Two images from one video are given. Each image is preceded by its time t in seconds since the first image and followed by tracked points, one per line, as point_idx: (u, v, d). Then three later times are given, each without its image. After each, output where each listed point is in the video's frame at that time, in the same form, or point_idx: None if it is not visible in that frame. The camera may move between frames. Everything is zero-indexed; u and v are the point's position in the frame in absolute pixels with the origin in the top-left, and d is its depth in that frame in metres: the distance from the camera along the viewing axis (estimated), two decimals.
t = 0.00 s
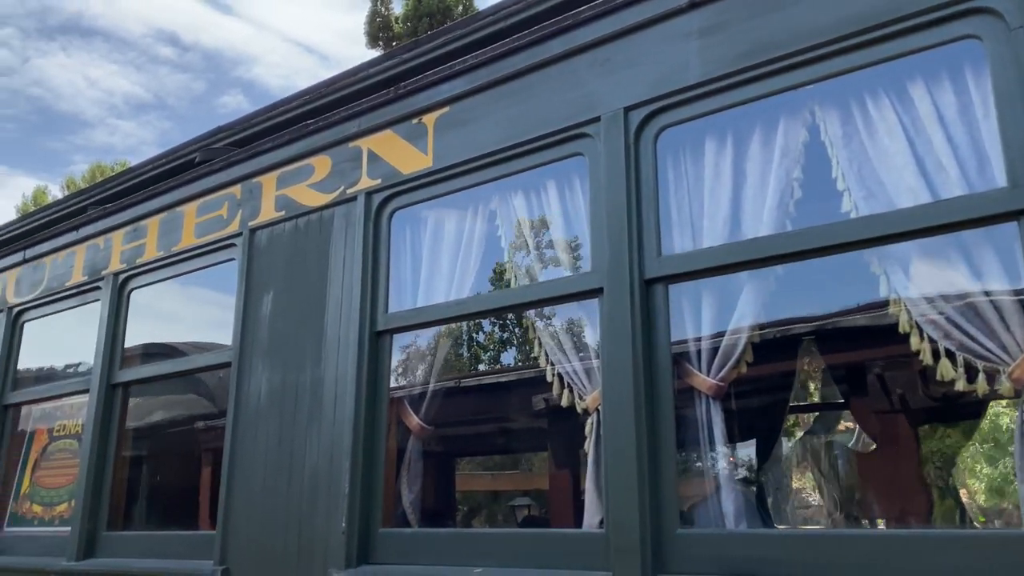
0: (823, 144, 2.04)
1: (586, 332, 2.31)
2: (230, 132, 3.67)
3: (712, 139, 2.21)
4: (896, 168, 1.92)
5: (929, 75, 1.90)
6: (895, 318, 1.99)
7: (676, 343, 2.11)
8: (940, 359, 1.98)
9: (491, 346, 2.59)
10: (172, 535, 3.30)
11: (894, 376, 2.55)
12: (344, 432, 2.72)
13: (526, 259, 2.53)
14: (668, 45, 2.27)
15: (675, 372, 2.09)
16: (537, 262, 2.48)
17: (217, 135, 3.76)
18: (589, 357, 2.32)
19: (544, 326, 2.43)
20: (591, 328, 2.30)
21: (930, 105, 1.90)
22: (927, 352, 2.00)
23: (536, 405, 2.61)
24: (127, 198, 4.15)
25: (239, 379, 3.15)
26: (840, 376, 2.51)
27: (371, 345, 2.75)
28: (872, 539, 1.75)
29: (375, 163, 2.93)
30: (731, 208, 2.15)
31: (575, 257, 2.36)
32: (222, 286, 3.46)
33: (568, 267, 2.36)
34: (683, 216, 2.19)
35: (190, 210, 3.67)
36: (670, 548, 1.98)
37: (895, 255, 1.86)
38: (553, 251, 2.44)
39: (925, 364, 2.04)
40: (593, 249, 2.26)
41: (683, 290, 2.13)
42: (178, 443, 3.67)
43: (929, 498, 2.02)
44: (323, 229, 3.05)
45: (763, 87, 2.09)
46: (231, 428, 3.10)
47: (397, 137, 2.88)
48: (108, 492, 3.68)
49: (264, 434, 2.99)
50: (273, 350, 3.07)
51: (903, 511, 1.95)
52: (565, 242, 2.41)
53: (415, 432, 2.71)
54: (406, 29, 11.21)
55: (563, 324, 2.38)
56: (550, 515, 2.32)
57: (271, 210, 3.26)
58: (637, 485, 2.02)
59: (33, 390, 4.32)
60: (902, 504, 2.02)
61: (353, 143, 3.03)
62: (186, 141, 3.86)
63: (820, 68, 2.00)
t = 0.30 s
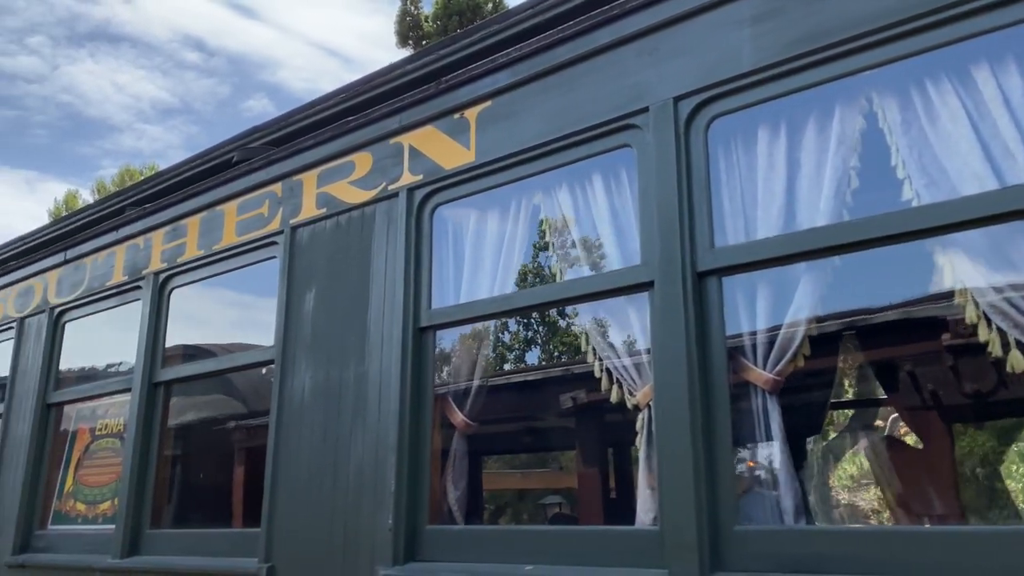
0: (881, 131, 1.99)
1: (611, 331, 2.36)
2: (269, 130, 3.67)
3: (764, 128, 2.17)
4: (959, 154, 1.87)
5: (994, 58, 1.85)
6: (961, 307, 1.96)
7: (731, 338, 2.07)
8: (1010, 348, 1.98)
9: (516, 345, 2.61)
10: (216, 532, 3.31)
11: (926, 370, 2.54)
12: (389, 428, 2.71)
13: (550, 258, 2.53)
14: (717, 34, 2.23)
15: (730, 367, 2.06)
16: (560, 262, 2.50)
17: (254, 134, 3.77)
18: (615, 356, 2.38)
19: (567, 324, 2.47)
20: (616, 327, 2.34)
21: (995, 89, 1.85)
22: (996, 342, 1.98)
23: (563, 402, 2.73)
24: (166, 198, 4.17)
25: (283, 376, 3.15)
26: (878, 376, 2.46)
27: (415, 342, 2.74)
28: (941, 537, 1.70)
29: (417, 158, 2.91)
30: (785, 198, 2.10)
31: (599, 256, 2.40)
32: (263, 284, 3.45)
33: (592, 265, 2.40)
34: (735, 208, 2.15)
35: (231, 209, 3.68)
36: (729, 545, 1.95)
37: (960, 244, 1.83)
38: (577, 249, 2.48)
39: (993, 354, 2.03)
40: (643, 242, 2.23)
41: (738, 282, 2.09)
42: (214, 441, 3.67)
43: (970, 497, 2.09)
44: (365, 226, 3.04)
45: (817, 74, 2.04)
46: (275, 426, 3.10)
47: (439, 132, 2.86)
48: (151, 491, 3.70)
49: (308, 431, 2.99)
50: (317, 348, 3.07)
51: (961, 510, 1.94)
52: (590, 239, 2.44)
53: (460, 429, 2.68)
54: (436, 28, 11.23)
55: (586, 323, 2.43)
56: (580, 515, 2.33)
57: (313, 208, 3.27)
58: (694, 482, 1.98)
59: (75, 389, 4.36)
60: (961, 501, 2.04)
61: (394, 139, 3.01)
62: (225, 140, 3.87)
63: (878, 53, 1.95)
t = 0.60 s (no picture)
0: (942, 117, 1.93)
1: (637, 331, 2.37)
2: (306, 127, 3.66)
3: (818, 115, 2.11)
4: None
5: None
6: None
7: (786, 331, 2.02)
8: None
9: (543, 345, 2.57)
10: (259, 531, 3.31)
11: (960, 366, 2.26)
12: (432, 425, 2.69)
13: (575, 258, 2.53)
14: (767, 20, 2.18)
15: (786, 361, 2.01)
16: (586, 261, 2.49)
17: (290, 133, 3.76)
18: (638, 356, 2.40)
19: (593, 323, 2.45)
20: (642, 327, 2.35)
21: None
22: None
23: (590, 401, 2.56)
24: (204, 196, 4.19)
25: (324, 373, 3.14)
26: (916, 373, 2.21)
27: (457, 338, 2.71)
28: (1008, 537, 1.65)
29: (456, 153, 2.88)
30: (841, 187, 2.05)
31: (626, 253, 2.40)
32: (304, 282, 3.44)
33: (618, 263, 2.40)
34: (788, 197, 2.10)
35: (269, 207, 3.68)
36: (787, 542, 1.90)
37: None
38: (602, 249, 2.48)
39: None
40: (693, 234, 2.18)
41: (793, 273, 2.03)
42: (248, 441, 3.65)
43: None
44: (404, 221, 3.02)
45: (873, 59, 1.99)
46: (317, 423, 3.09)
47: (479, 125, 2.83)
48: (192, 489, 3.70)
49: (350, 429, 2.98)
50: (357, 344, 3.06)
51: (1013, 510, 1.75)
52: (618, 238, 2.45)
53: (503, 425, 2.62)
54: (466, 25, 11.22)
55: (610, 322, 2.41)
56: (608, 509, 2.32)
57: (352, 205, 3.26)
58: (750, 478, 1.94)
59: (115, 389, 4.39)
60: None
61: (433, 134, 2.99)
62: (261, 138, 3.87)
63: (938, 36, 1.90)
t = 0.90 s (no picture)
0: (1005, 99, 1.87)
1: (663, 329, 2.34)
2: (342, 125, 3.65)
3: (872, 101, 2.05)
4: None
5: None
6: None
7: (842, 324, 1.96)
8: None
9: (569, 346, 2.54)
10: (300, 529, 3.30)
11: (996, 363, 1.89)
12: (473, 421, 2.66)
13: (601, 259, 2.52)
14: (818, 4, 2.13)
15: (842, 355, 1.95)
16: (612, 261, 2.48)
17: (324, 130, 3.75)
18: (663, 353, 2.38)
19: (619, 323, 2.42)
20: (668, 326, 2.33)
21: None
22: None
23: (617, 400, 2.47)
24: (240, 195, 4.19)
25: (363, 370, 3.12)
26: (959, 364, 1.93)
27: (499, 333, 2.67)
28: None
29: (495, 146, 2.84)
30: (897, 174, 1.99)
31: (652, 253, 2.40)
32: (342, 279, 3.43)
33: (644, 263, 2.39)
34: (842, 185, 2.04)
35: (306, 204, 3.67)
36: (847, 538, 1.84)
37: None
38: (627, 248, 2.47)
39: None
40: (745, 224, 2.14)
41: (848, 264, 1.98)
42: (278, 439, 3.62)
43: None
44: (443, 216, 2.99)
45: (930, 41, 1.93)
46: (358, 420, 3.07)
47: (519, 117, 2.79)
48: (231, 487, 3.70)
49: (391, 425, 2.95)
50: (397, 340, 3.03)
51: None
52: (644, 237, 2.44)
53: (546, 422, 2.58)
54: (496, 22, 11.19)
55: (637, 321, 2.39)
56: (636, 504, 2.32)
57: (389, 201, 3.23)
58: (807, 473, 1.88)
59: (153, 387, 4.40)
60: None
61: (471, 127, 2.95)
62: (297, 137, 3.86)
63: (999, 16, 1.84)
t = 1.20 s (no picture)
0: None
1: (690, 328, 2.36)
2: (374, 121, 3.62)
3: (926, 86, 2.00)
4: None
5: None
6: None
7: (897, 316, 1.90)
8: None
9: (594, 346, 2.54)
10: (338, 527, 3.28)
11: None
12: (513, 417, 2.62)
13: (627, 258, 2.51)
14: None
15: (899, 348, 1.89)
16: (636, 260, 2.47)
17: (357, 127, 3.73)
18: (689, 352, 2.42)
19: (647, 322, 2.44)
20: (695, 324, 2.35)
21: None
22: None
23: (645, 398, 2.54)
24: (274, 193, 4.19)
25: (400, 367, 3.10)
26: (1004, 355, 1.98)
27: (538, 328, 2.63)
28: None
29: (531, 140, 2.81)
30: (953, 160, 1.93)
31: (678, 252, 2.38)
32: (378, 277, 3.41)
33: (671, 262, 2.37)
34: (895, 173, 1.98)
35: (341, 201, 3.66)
36: (906, 537, 1.78)
37: None
38: (653, 247, 2.45)
39: None
40: (795, 215, 2.09)
41: (903, 254, 1.91)
42: (313, 437, 3.60)
43: None
44: (479, 211, 2.95)
45: (986, 23, 1.87)
46: (395, 418, 3.05)
47: (557, 109, 2.76)
48: (268, 486, 3.69)
49: (429, 423, 2.92)
50: (434, 337, 3.00)
51: None
52: (670, 237, 2.42)
53: (587, 418, 2.55)
54: (524, 18, 11.15)
55: (663, 319, 2.40)
56: (663, 501, 2.33)
57: (424, 196, 3.21)
58: (863, 470, 1.83)
59: (189, 386, 4.41)
60: None
61: (508, 121, 2.92)
62: (329, 134, 3.84)
63: None
